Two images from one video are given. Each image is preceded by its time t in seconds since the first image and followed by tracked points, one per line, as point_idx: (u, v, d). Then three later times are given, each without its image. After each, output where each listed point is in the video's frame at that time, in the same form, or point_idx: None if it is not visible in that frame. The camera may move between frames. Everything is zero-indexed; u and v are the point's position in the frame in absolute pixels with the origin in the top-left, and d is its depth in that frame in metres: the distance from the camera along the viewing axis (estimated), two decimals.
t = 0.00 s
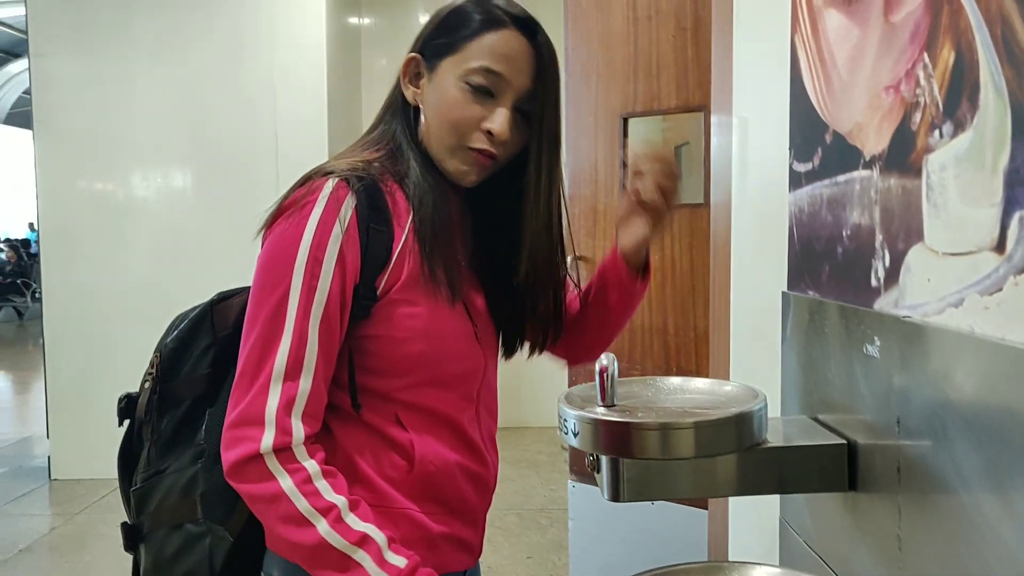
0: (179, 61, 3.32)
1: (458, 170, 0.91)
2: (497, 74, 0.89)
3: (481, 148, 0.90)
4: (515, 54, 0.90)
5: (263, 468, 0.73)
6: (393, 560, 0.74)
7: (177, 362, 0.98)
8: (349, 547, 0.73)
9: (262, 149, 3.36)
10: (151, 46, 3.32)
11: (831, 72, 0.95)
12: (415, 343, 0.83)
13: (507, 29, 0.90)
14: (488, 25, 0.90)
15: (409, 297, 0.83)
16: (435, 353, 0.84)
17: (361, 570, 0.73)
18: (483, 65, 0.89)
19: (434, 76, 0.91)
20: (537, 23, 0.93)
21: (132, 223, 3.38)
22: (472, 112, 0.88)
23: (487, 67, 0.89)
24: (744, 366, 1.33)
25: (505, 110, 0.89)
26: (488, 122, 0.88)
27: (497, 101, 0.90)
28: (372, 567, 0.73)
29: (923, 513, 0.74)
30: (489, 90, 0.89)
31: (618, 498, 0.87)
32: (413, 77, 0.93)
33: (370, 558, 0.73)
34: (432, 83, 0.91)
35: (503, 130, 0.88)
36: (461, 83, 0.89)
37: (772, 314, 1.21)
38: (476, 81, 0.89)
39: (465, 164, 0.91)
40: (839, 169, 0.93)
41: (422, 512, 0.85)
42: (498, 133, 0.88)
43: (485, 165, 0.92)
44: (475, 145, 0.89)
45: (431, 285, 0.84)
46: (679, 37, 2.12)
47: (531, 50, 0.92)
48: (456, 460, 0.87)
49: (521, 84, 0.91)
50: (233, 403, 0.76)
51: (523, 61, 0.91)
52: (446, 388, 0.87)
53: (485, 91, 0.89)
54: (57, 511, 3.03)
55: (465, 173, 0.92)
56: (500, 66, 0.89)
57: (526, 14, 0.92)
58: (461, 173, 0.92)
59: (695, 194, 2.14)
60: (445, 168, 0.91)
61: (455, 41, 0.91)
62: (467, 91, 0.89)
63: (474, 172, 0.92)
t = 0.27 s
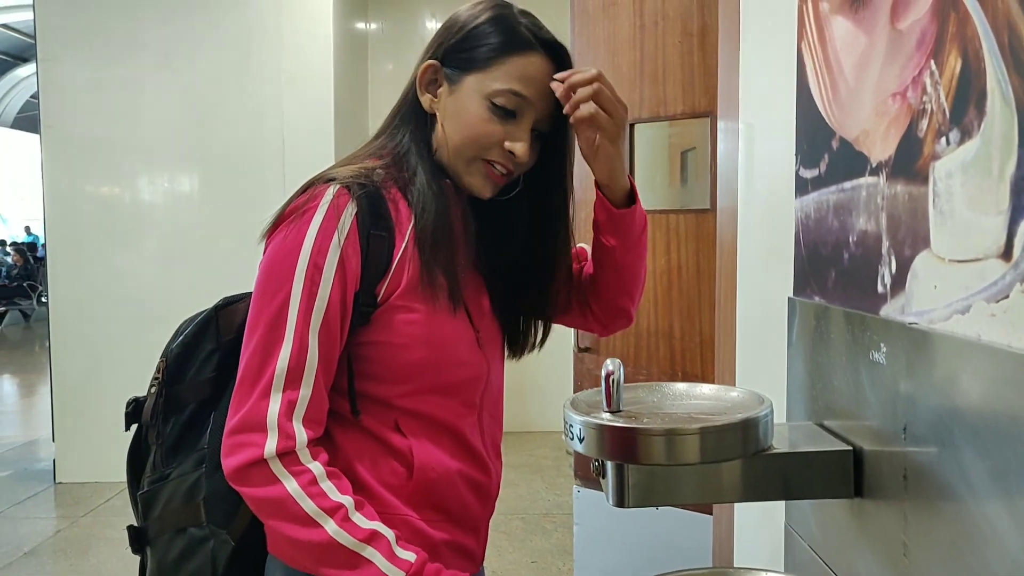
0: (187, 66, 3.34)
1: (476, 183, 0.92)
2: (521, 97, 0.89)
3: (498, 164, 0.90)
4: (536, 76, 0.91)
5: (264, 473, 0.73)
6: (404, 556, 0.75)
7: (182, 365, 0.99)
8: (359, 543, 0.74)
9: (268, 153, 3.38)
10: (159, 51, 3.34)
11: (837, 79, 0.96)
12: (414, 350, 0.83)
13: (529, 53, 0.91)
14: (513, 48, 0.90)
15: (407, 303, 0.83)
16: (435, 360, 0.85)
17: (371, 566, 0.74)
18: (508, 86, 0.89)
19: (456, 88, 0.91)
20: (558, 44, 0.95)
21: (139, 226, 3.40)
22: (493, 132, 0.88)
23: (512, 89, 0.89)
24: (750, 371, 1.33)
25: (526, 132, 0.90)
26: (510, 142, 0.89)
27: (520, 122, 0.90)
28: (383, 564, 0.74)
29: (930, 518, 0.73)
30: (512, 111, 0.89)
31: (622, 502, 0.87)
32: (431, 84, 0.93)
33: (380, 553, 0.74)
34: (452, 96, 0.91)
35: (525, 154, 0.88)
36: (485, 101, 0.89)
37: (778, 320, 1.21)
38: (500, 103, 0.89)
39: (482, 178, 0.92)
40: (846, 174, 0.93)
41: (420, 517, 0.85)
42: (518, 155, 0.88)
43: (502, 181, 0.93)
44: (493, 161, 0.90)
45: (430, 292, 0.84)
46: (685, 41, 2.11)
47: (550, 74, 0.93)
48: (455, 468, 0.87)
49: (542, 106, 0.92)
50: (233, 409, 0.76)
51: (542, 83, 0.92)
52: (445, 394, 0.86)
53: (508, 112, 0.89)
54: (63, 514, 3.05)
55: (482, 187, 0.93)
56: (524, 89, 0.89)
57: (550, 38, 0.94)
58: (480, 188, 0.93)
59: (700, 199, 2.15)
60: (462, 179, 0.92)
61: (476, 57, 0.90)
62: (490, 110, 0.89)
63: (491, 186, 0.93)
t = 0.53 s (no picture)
0: (187, 66, 3.34)
1: (479, 180, 0.92)
2: (527, 98, 0.89)
3: (500, 162, 0.91)
4: (543, 77, 0.90)
5: (279, 467, 0.73)
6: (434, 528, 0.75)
7: (183, 363, 1.01)
8: (388, 518, 0.73)
9: (269, 153, 3.38)
10: (160, 51, 3.34)
11: (838, 78, 0.95)
12: (414, 351, 0.83)
13: (536, 53, 0.91)
14: (521, 48, 0.90)
15: (407, 304, 0.83)
16: (435, 361, 0.85)
17: (403, 540, 0.73)
18: (512, 85, 0.88)
19: (461, 87, 0.91)
20: (564, 43, 0.94)
21: (139, 226, 3.40)
22: (497, 131, 0.89)
23: (518, 90, 0.89)
24: (750, 371, 1.33)
25: (530, 130, 0.90)
26: (513, 141, 0.89)
27: (524, 122, 0.90)
28: (415, 534, 0.73)
29: (930, 518, 0.73)
30: (517, 111, 0.90)
31: (624, 502, 0.87)
32: (435, 83, 0.93)
33: (411, 526, 0.74)
34: (457, 95, 0.91)
35: (529, 153, 0.89)
36: (490, 100, 0.89)
37: (778, 320, 1.21)
38: (504, 101, 0.89)
39: (485, 177, 0.92)
40: (846, 174, 0.93)
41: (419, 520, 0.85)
42: (522, 154, 0.89)
43: (504, 180, 0.93)
44: (495, 159, 0.91)
45: (430, 292, 0.84)
46: (686, 41, 2.11)
47: (558, 74, 0.93)
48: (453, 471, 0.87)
49: (548, 107, 0.92)
50: (237, 410, 0.76)
51: (549, 83, 0.91)
52: (443, 396, 0.86)
53: (512, 111, 0.89)
54: (64, 514, 3.05)
55: (486, 187, 0.93)
56: (531, 89, 0.89)
57: (556, 38, 0.93)
58: (483, 187, 0.93)
59: (701, 199, 2.15)
60: (466, 178, 0.93)
61: (481, 57, 0.90)
62: (494, 109, 0.89)
63: (494, 185, 0.93)
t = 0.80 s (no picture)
0: (187, 67, 3.34)
1: (474, 178, 0.91)
2: (514, 93, 0.87)
3: (492, 161, 0.90)
4: (530, 71, 0.87)
5: (294, 453, 0.73)
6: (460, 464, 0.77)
7: (187, 364, 1.01)
8: (410, 465, 0.75)
9: (269, 153, 3.38)
10: (159, 52, 3.34)
11: (839, 77, 0.95)
12: (419, 350, 0.83)
13: (524, 47, 0.87)
14: (505, 42, 0.87)
15: (412, 303, 0.83)
16: (439, 361, 0.84)
17: (429, 483, 0.75)
18: (498, 81, 0.87)
19: (449, 86, 0.90)
20: (553, 33, 0.89)
21: (139, 227, 3.40)
22: (487, 128, 0.87)
23: (504, 86, 0.87)
24: (751, 371, 1.33)
25: (521, 126, 0.88)
26: (502, 138, 0.87)
27: (512, 118, 0.88)
28: (440, 471, 0.75)
29: (932, 518, 0.73)
30: (504, 107, 0.88)
31: (625, 502, 0.87)
32: (426, 84, 0.92)
33: (436, 465, 0.76)
34: (445, 94, 0.90)
35: (518, 149, 0.87)
36: (475, 98, 0.88)
37: (779, 319, 1.21)
38: (490, 98, 0.87)
39: (479, 174, 0.91)
40: (846, 173, 0.93)
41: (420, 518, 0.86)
42: (512, 150, 0.87)
43: (500, 176, 0.92)
44: (486, 158, 0.89)
45: (435, 291, 0.84)
46: (686, 40, 2.12)
47: (548, 67, 0.89)
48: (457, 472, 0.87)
49: (538, 101, 0.89)
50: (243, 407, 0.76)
51: (539, 76, 0.88)
52: (446, 395, 0.87)
53: (500, 107, 0.88)
54: (65, 515, 3.05)
55: (481, 184, 0.92)
56: (518, 84, 0.87)
57: (544, 29, 0.88)
58: (479, 184, 0.92)
59: (702, 198, 2.15)
60: (462, 177, 0.92)
61: (468, 54, 0.89)
62: (482, 106, 0.88)
63: (488, 183, 0.92)
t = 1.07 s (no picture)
0: (190, 68, 3.35)
1: (484, 169, 0.91)
2: (513, 76, 0.87)
3: (501, 148, 0.90)
4: (528, 51, 0.87)
5: (286, 451, 0.73)
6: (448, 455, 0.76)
7: (195, 367, 1.00)
8: (399, 458, 0.74)
9: (272, 154, 3.38)
10: (163, 54, 3.35)
11: (843, 76, 0.95)
12: (425, 349, 0.83)
13: (519, 28, 0.87)
14: (499, 27, 0.87)
15: (420, 303, 0.83)
16: (447, 359, 0.84)
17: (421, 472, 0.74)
18: (498, 68, 0.87)
19: (446, 82, 0.89)
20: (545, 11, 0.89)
21: (143, 228, 3.41)
22: (491, 117, 0.88)
23: (503, 70, 0.87)
24: (755, 370, 1.32)
25: (525, 110, 0.88)
26: (509, 124, 0.88)
27: (517, 104, 0.88)
28: (431, 463, 0.75)
29: (938, 518, 0.73)
30: (505, 92, 0.88)
31: (630, 502, 0.87)
32: (424, 85, 0.92)
33: (426, 458, 0.75)
34: (445, 90, 0.89)
35: (526, 132, 0.88)
36: (476, 88, 0.87)
37: (783, 319, 1.21)
38: (492, 85, 0.87)
39: (487, 165, 0.91)
40: (851, 173, 0.93)
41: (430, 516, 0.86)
42: (520, 134, 0.88)
43: (509, 163, 0.92)
44: (495, 147, 0.89)
45: (441, 290, 0.84)
46: (689, 39, 2.12)
47: (546, 45, 0.88)
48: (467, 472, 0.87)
49: (538, 82, 0.88)
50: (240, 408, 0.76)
51: (538, 56, 0.88)
52: (455, 396, 0.86)
53: (502, 93, 0.88)
54: (70, 515, 3.05)
55: (490, 174, 0.91)
56: (517, 66, 0.87)
57: (536, 10, 0.88)
58: (487, 174, 0.91)
59: (705, 198, 2.15)
60: (466, 167, 0.91)
61: (463, 45, 0.88)
62: (484, 95, 0.88)
63: (499, 172, 0.92)
